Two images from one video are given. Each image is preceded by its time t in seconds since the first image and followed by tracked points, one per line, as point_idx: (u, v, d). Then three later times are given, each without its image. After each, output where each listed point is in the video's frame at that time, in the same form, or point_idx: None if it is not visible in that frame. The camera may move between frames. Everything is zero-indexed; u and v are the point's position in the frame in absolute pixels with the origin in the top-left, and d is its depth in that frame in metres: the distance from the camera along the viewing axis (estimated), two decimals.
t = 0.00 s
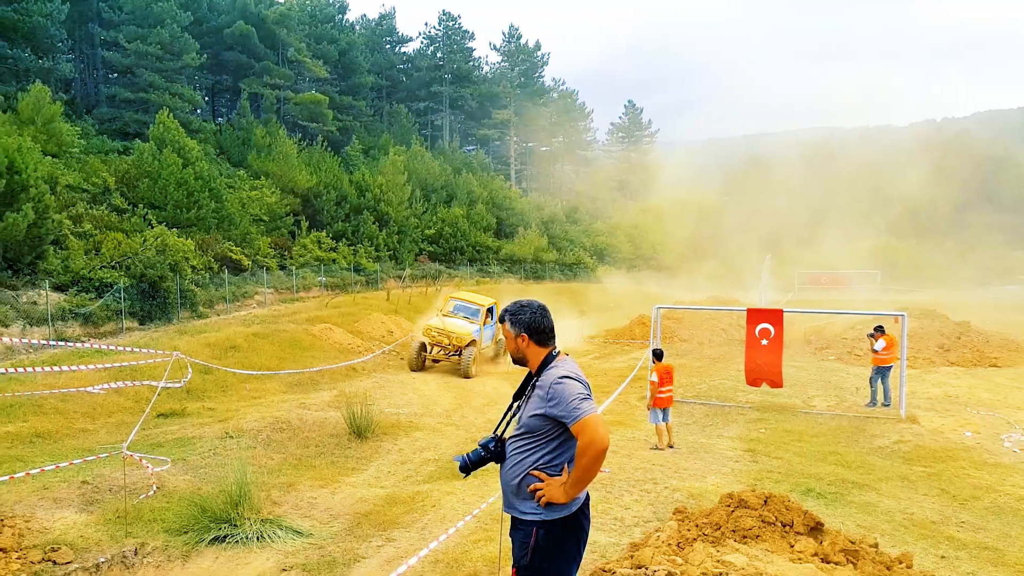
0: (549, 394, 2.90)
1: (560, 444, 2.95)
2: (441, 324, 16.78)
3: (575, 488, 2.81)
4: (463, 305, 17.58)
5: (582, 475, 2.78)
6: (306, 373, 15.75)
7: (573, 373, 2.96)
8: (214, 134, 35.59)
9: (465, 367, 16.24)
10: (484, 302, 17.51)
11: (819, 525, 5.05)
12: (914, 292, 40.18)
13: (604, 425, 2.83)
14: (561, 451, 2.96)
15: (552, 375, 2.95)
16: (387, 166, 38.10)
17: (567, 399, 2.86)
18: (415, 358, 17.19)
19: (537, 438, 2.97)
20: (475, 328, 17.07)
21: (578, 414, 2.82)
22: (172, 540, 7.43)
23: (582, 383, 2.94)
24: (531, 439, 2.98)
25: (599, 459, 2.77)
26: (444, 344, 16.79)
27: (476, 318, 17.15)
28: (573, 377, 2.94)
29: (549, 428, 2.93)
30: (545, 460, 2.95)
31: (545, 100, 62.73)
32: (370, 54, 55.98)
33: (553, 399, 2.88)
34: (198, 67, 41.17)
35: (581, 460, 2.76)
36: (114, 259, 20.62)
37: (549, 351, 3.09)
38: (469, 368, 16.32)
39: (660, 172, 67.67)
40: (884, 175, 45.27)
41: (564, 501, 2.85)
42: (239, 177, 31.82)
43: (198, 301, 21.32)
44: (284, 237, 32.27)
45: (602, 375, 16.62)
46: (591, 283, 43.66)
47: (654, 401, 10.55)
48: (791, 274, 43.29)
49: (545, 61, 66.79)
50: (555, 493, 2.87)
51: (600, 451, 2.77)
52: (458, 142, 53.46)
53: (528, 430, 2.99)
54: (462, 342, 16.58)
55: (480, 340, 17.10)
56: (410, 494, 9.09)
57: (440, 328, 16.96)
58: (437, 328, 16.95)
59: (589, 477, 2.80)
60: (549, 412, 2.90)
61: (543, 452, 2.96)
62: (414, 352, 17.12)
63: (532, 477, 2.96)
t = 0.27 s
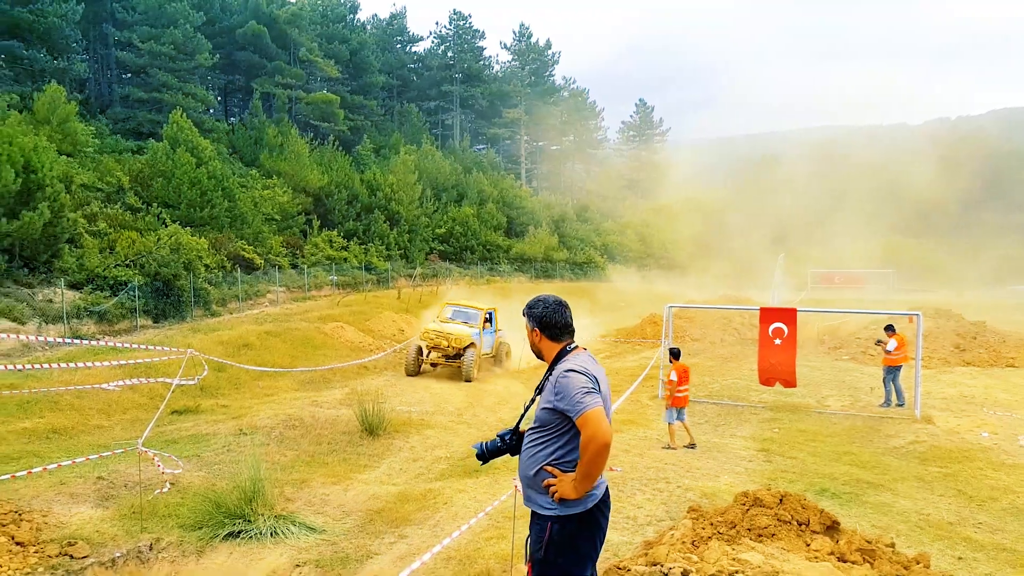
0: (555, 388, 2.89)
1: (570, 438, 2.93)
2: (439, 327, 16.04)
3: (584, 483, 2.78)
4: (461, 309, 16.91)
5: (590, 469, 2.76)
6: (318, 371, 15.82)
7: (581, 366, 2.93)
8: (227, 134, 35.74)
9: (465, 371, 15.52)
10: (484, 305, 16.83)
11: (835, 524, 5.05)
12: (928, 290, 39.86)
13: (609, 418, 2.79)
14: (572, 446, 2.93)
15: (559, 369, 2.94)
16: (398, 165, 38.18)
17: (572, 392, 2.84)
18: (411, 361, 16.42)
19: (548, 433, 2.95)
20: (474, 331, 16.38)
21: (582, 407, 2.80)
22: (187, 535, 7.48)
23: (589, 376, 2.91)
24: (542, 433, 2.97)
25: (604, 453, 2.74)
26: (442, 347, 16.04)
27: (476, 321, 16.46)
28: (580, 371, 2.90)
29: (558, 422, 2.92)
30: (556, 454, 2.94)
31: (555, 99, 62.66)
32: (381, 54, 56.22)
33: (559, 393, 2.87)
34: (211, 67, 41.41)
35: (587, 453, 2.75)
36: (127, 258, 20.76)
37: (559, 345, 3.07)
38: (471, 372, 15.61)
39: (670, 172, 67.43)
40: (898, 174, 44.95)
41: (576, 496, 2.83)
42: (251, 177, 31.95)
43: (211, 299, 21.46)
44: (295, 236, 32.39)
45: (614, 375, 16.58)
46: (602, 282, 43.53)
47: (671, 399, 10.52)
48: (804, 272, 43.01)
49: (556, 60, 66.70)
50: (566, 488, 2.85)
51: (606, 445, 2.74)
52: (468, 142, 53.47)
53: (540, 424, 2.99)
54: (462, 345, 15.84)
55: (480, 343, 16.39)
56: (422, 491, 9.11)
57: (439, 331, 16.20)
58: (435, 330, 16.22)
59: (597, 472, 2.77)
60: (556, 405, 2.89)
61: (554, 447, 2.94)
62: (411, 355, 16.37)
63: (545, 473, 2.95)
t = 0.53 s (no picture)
0: (580, 370, 2.90)
1: (594, 421, 2.93)
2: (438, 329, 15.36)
3: (607, 467, 2.77)
4: (455, 310, 16.31)
5: (612, 453, 2.75)
6: (337, 367, 15.93)
7: (605, 350, 2.93)
8: (248, 134, 36.07)
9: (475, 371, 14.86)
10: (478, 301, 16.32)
11: (862, 517, 5.04)
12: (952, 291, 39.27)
13: (633, 402, 2.79)
14: (596, 429, 2.93)
15: (585, 352, 2.95)
16: (416, 165, 38.35)
17: (595, 375, 2.84)
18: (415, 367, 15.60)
19: (573, 415, 2.96)
20: (475, 328, 15.80)
21: (605, 390, 2.80)
22: (209, 525, 7.57)
23: (613, 359, 2.90)
24: (568, 417, 2.98)
25: (626, 435, 2.74)
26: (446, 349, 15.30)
27: (474, 318, 15.92)
28: (604, 354, 2.91)
29: (583, 405, 2.92)
30: (581, 438, 2.94)
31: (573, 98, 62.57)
32: (398, 54, 56.72)
33: (583, 375, 2.87)
34: (231, 67, 41.82)
35: (609, 436, 2.74)
36: (150, 255, 21.06)
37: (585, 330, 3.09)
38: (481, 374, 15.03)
39: (688, 171, 67.05)
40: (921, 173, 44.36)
41: (599, 480, 2.83)
42: (271, 176, 32.23)
43: (232, 297, 21.73)
44: (314, 235, 32.64)
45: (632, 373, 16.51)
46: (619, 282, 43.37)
47: (700, 397, 10.45)
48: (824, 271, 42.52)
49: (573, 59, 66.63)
50: (591, 471, 2.85)
51: (627, 427, 2.74)
52: (486, 141, 53.54)
53: (566, 407, 2.99)
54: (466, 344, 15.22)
55: (483, 340, 15.81)
56: (440, 485, 9.15)
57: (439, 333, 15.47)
58: (433, 334, 15.51)
59: (620, 457, 2.76)
60: (580, 388, 2.90)
61: (579, 430, 2.95)
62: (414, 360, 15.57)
63: (571, 456, 2.95)
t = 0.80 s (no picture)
0: (619, 337, 2.89)
1: (632, 389, 2.94)
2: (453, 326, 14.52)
3: (648, 433, 2.79)
4: (466, 307, 15.47)
5: (655, 420, 2.76)
6: (363, 361, 16.08)
7: (644, 316, 2.94)
8: (275, 133, 36.42)
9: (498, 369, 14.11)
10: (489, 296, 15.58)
11: (898, 500, 5.29)
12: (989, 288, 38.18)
13: (675, 368, 2.80)
14: (635, 399, 2.95)
15: (623, 319, 2.95)
16: (440, 163, 38.58)
17: (636, 341, 2.85)
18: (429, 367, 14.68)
19: (611, 384, 2.97)
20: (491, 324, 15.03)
21: (648, 356, 2.80)
22: (239, 510, 7.63)
23: (653, 326, 2.91)
24: (605, 385, 2.98)
25: (670, 402, 2.75)
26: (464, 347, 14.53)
27: (488, 313, 15.17)
28: (644, 321, 2.91)
29: (622, 372, 2.93)
30: (619, 406, 2.95)
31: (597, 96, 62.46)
32: (423, 53, 57.60)
33: (623, 342, 2.88)
34: (259, 67, 42.41)
35: (653, 402, 2.75)
36: (181, 251, 21.47)
37: (619, 296, 3.09)
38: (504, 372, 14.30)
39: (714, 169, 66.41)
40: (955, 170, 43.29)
41: (640, 447, 2.84)
42: (298, 175, 32.60)
43: (260, 293, 22.12)
44: (340, 233, 32.98)
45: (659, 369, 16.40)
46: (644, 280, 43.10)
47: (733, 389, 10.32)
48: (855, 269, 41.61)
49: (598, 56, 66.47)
50: (630, 440, 2.86)
51: (672, 393, 2.75)
52: (510, 139, 53.63)
53: (602, 376, 2.99)
54: (485, 340, 14.45)
55: (499, 336, 15.08)
56: (467, 475, 9.17)
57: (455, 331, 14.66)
58: (446, 332, 14.63)
59: (662, 422, 2.77)
60: (620, 355, 2.90)
61: (617, 399, 2.95)
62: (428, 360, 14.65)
63: (608, 425, 2.96)
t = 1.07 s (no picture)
0: (659, 313, 3.26)
1: (670, 364, 3.31)
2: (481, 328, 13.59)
3: (687, 407, 3.15)
4: (486, 306, 14.48)
5: (694, 392, 3.12)
6: (394, 356, 16.23)
7: (683, 291, 3.31)
8: (308, 133, 36.71)
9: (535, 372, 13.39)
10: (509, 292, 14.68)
11: (936, 486, 5.84)
12: None
13: (713, 342, 3.14)
14: (672, 374, 3.31)
15: (665, 294, 3.31)
16: (470, 161, 38.74)
17: (677, 315, 3.20)
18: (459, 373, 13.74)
19: (650, 359, 3.35)
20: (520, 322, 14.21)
21: (689, 329, 3.15)
22: (273, 497, 7.72)
23: (692, 300, 3.27)
24: (646, 360, 3.36)
25: (709, 373, 3.10)
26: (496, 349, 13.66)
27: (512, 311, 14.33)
28: (684, 295, 3.27)
29: (662, 348, 3.30)
30: (657, 381, 3.33)
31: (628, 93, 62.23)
32: (454, 52, 58.79)
33: (664, 316, 3.24)
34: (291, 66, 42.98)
35: (692, 374, 3.10)
36: (215, 247, 21.85)
37: (660, 268, 3.51)
38: (541, 375, 13.59)
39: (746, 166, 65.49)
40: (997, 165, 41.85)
41: (678, 421, 3.20)
42: (331, 173, 32.88)
43: (293, 288, 22.58)
44: (371, 231, 33.24)
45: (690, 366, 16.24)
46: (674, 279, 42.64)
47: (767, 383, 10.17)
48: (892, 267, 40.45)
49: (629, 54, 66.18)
50: (668, 415, 3.22)
51: (712, 365, 3.09)
52: (540, 138, 53.59)
53: (643, 352, 3.37)
54: (519, 341, 13.68)
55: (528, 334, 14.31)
56: (497, 468, 9.19)
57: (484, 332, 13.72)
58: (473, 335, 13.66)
59: (699, 396, 3.13)
60: (660, 329, 3.27)
61: (656, 374, 3.34)
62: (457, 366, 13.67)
63: (647, 401, 3.34)
